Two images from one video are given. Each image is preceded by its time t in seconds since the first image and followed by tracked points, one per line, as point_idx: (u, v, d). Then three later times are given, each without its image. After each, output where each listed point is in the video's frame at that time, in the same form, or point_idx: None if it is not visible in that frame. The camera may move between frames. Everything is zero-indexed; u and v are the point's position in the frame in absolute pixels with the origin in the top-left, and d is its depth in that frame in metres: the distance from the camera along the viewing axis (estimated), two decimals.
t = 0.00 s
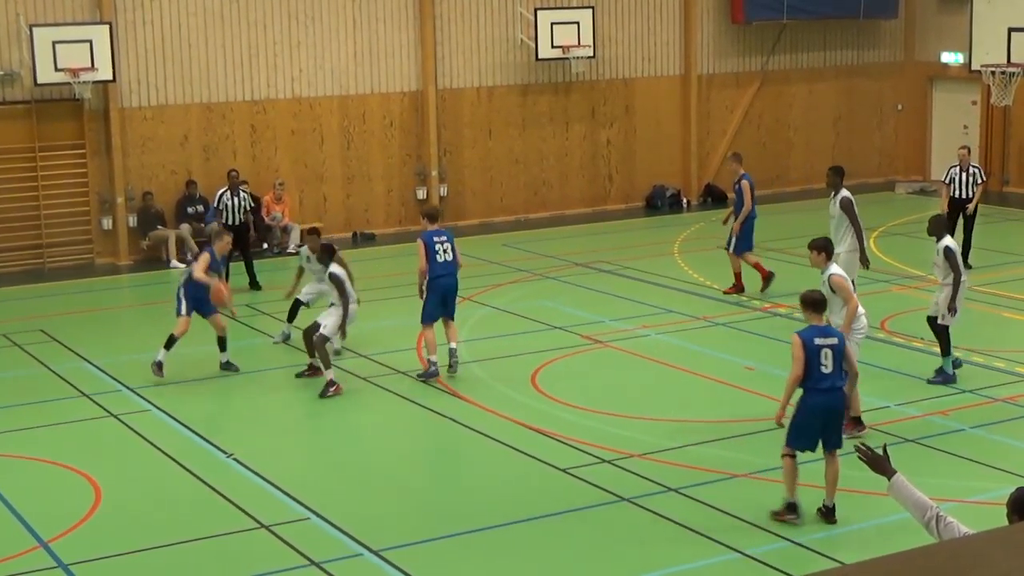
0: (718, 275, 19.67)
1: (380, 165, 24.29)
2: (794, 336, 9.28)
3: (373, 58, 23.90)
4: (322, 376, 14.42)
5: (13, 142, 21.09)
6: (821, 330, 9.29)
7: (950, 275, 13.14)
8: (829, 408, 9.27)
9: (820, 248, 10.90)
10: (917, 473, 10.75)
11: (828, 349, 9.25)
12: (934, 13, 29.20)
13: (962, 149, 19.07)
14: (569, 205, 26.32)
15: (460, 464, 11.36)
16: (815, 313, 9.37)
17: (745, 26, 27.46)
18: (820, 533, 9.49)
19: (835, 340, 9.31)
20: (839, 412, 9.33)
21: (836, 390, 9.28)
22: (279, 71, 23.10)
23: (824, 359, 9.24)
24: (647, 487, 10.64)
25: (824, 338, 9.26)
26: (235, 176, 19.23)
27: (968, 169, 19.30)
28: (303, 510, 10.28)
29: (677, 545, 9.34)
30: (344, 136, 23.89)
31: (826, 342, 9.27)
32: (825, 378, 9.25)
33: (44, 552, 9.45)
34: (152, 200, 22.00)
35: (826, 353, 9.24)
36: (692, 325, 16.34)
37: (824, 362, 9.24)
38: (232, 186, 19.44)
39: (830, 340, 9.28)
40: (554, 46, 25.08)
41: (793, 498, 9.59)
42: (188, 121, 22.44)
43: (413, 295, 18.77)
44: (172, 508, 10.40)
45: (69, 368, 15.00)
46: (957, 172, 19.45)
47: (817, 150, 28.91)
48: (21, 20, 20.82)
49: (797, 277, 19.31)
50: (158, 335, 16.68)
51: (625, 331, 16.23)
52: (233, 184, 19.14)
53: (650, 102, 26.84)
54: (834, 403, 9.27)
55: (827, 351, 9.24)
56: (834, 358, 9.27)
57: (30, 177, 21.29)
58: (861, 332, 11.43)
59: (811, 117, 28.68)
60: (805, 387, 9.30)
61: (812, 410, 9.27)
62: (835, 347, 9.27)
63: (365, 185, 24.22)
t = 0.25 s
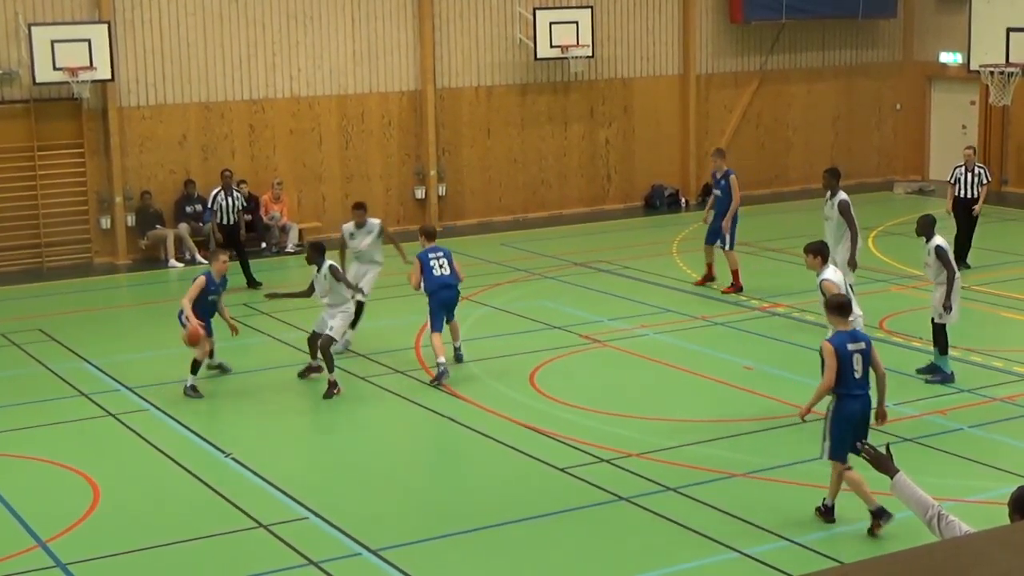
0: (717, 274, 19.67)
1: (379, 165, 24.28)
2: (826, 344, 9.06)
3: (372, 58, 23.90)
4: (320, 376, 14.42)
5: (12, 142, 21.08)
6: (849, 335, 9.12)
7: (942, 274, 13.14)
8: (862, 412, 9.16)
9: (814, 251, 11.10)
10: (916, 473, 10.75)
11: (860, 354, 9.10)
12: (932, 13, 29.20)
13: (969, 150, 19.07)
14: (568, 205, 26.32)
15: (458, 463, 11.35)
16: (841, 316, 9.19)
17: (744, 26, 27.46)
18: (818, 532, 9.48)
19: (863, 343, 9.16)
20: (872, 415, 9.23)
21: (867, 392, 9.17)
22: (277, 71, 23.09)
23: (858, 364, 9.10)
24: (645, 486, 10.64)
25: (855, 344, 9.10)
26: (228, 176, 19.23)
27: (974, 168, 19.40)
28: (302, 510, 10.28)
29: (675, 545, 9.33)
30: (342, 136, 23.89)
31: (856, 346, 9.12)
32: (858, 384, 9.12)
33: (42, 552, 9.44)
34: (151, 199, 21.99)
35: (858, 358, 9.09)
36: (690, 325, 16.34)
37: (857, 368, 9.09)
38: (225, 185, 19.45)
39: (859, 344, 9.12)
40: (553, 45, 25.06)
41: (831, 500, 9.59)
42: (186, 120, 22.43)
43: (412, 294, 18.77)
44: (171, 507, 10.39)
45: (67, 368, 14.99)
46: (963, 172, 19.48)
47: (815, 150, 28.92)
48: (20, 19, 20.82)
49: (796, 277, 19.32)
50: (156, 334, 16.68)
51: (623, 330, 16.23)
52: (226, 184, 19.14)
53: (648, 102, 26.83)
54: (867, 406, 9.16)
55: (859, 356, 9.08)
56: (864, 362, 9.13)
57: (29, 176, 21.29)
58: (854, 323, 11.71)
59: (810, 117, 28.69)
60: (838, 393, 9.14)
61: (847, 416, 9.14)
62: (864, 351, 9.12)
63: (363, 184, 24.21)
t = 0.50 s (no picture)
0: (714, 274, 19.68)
1: (376, 165, 24.27)
2: (851, 351, 8.97)
3: (369, 58, 23.89)
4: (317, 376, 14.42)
5: (8, 142, 21.06)
6: (875, 337, 9.01)
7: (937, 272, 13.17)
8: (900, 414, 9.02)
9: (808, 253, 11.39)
10: (912, 472, 10.76)
11: (887, 355, 8.98)
12: (930, 13, 29.19)
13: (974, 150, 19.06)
14: (565, 205, 26.31)
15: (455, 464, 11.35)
16: (865, 320, 9.08)
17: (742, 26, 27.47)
18: (815, 532, 9.49)
19: (891, 344, 9.04)
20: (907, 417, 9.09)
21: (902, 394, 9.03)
22: (275, 71, 23.08)
23: (886, 365, 8.98)
24: (642, 486, 10.63)
25: (882, 345, 8.98)
26: (226, 176, 19.15)
27: (975, 169, 19.33)
28: (299, 510, 10.27)
29: (672, 545, 9.33)
30: (340, 136, 23.88)
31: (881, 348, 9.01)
32: (889, 385, 8.99)
33: (39, 552, 9.43)
34: (147, 200, 21.97)
35: (887, 359, 8.97)
36: (687, 325, 16.34)
37: (886, 370, 8.97)
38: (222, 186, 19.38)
39: (886, 345, 9.00)
40: (550, 45, 25.07)
41: (869, 501, 9.51)
42: (183, 121, 22.41)
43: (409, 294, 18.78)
44: (167, 508, 10.37)
45: (64, 369, 14.99)
46: (967, 173, 19.43)
47: (812, 150, 28.92)
48: (17, 20, 20.80)
49: (793, 277, 19.33)
50: (153, 335, 16.67)
51: (619, 330, 16.24)
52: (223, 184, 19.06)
53: (645, 102, 26.82)
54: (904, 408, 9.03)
55: (887, 357, 8.96)
56: (893, 363, 9.00)
57: (25, 177, 21.27)
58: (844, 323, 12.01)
59: (807, 117, 28.69)
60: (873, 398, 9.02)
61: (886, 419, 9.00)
62: (893, 352, 9.00)
63: (361, 184, 24.20)
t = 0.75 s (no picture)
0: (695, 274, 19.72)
1: (356, 166, 24.26)
2: (864, 357, 8.84)
3: (349, 59, 23.88)
4: (297, 377, 14.40)
5: None
6: (889, 344, 8.91)
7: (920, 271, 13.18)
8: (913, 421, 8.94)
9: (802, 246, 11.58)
10: (892, 471, 10.79)
11: (900, 362, 8.89)
12: (909, 14, 29.27)
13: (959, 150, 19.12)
14: (546, 206, 26.32)
15: (436, 465, 11.35)
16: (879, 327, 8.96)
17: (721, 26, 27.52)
18: (796, 531, 9.50)
19: (903, 351, 8.96)
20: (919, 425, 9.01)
21: (915, 401, 8.95)
22: (255, 72, 23.04)
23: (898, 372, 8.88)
24: (623, 486, 10.64)
25: (895, 352, 8.89)
26: (205, 178, 19.10)
27: (964, 169, 19.47)
28: (280, 512, 10.25)
29: (653, 545, 9.34)
30: (320, 137, 23.85)
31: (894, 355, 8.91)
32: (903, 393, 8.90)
33: (19, 554, 9.40)
34: (127, 201, 21.91)
35: (899, 366, 8.89)
36: (667, 325, 16.37)
37: (899, 377, 8.88)
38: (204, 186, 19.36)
39: (899, 352, 8.92)
40: (530, 46, 25.10)
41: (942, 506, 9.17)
42: (163, 121, 22.36)
43: (390, 295, 18.78)
44: (148, 510, 10.35)
45: (44, 371, 14.95)
46: (954, 174, 19.49)
47: (792, 150, 28.99)
48: None
49: (774, 277, 19.38)
50: (133, 336, 16.64)
51: (600, 330, 16.25)
52: (203, 186, 19.06)
53: (625, 102, 26.84)
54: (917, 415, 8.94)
55: (900, 365, 8.88)
56: (906, 371, 8.92)
57: (4, 178, 21.19)
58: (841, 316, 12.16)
59: (786, 117, 28.76)
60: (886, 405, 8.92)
61: (899, 427, 8.91)
62: (905, 359, 8.92)
63: (341, 185, 24.18)
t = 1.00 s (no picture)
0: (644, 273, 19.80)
1: (305, 167, 24.20)
2: (863, 356, 8.75)
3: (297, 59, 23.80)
4: (246, 379, 14.34)
5: None
6: (884, 345, 8.84)
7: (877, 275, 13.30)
8: (907, 423, 8.88)
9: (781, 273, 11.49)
10: (840, 469, 10.87)
11: (896, 364, 8.83)
12: (855, 15, 29.47)
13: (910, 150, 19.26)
14: (496, 206, 26.32)
15: (386, 466, 11.33)
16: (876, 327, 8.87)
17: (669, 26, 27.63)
18: (745, 530, 9.56)
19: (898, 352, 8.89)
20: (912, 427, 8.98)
21: (909, 403, 8.89)
22: (202, 72, 22.91)
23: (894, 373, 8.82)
24: (573, 486, 10.67)
25: (892, 353, 8.82)
26: (154, 177, 19.02)
27: (913, 168, 19.55)
28: (229, 514, 10.20)
29: (603, 544, 9.36)
30: (268, 138, 23.75)
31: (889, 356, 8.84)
32: (899, 395, 8.84)
33: None
34: (73, 202, 21.73)
35: (896, 368, 8.82)
36: (617, 325, 16.41)
37: (896, 379, 8.81)
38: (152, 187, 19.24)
39: (895, 353, 8.85)
40: (479, 46, 25.11)
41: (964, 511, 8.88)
42: (109, 122, 22.19)
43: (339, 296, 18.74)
44: (96, 514, 10.27)
45: None
46: (905, 173, 19.61)
47: (740, 150, 29.15)
48: None
49: (722, 276, 19.48)
50: (80, 338, 16.52)
51: (549, 330, 16.28)
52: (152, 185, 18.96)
53: (574, 102, 26.89)
54: (911, 417, 8.88)
55: (897, 367, 8.81)
56: (901, 372, 8.86)
57: None
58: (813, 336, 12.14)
59: (734, 118, 28.91)
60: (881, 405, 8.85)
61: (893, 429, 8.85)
62: (901, 361, 8.86)
63: (290, 185, 24.10)
